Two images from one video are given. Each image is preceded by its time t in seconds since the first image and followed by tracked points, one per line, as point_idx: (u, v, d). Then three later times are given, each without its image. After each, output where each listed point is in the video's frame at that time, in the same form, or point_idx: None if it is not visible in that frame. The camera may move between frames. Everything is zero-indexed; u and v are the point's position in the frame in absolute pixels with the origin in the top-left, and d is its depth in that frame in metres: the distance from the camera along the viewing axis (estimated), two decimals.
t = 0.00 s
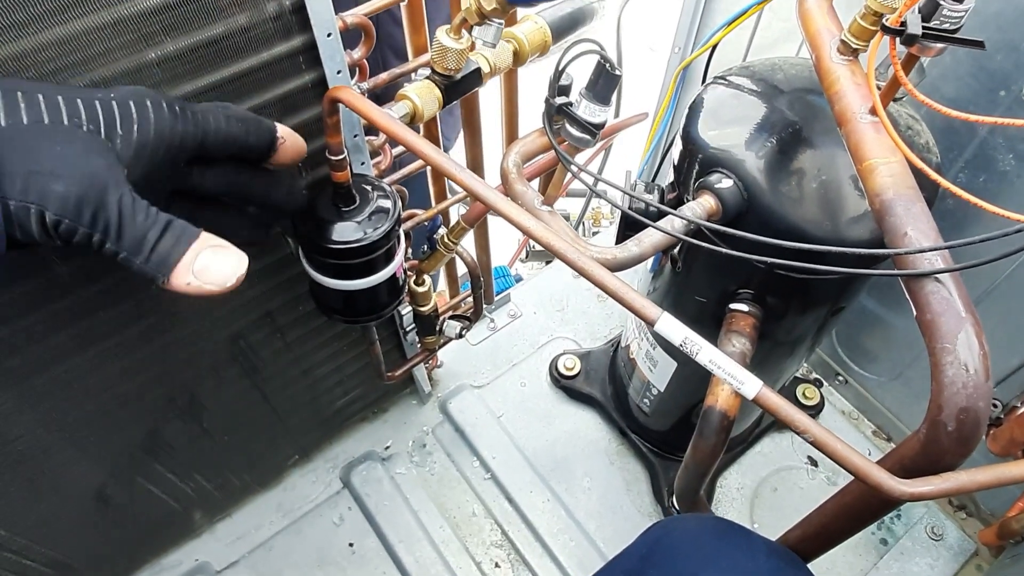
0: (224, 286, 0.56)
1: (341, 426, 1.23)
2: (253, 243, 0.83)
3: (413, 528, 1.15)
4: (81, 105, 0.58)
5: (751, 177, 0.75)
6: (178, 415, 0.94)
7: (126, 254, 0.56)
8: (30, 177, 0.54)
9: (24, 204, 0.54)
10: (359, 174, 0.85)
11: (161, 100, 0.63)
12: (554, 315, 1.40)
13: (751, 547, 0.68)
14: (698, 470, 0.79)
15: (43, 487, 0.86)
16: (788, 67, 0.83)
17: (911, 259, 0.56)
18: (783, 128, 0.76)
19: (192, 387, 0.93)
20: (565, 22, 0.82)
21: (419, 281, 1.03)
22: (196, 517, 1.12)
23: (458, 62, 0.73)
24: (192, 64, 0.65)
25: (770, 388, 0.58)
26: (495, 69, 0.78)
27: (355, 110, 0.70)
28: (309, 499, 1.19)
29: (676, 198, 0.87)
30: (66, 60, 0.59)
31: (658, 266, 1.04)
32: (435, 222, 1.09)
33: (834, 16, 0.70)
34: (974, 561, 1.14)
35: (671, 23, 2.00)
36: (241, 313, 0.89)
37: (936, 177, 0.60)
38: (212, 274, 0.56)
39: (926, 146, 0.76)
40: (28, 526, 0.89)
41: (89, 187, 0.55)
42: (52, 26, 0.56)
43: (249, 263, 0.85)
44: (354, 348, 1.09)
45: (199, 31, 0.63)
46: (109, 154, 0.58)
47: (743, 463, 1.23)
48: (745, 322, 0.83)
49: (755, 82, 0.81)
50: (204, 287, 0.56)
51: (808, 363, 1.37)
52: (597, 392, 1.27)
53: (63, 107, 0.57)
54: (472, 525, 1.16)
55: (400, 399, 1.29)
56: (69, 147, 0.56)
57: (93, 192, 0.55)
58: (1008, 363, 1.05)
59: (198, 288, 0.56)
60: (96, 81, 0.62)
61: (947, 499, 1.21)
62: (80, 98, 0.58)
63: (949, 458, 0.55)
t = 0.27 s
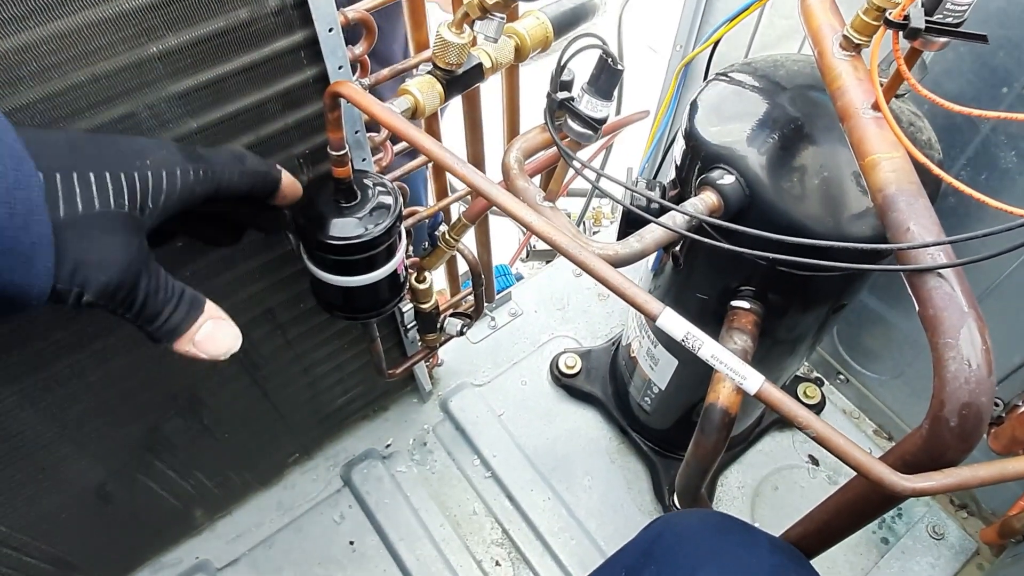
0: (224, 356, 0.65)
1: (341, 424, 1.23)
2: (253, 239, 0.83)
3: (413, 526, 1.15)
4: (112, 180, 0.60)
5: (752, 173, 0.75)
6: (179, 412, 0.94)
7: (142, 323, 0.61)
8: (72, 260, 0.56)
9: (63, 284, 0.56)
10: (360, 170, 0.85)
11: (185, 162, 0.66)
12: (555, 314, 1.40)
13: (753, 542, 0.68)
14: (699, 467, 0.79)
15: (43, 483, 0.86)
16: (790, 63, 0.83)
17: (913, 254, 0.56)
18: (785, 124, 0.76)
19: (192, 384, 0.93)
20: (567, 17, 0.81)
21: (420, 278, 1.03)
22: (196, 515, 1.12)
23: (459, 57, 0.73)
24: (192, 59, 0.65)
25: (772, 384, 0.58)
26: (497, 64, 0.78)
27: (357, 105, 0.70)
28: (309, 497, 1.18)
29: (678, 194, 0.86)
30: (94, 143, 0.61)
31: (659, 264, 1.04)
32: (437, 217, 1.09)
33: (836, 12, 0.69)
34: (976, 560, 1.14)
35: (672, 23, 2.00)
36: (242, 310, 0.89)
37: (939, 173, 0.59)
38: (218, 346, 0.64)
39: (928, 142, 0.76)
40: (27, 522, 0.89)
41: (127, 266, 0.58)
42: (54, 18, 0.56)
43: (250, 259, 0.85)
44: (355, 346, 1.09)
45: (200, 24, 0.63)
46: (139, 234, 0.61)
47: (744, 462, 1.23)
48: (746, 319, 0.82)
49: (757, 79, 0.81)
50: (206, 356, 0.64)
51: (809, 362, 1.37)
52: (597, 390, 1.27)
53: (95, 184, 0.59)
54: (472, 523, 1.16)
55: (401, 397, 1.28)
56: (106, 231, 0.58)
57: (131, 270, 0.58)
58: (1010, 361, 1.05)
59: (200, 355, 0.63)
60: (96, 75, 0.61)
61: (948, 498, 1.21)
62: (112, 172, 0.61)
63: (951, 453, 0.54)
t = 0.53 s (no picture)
0: (242, 388, 0.66)
1: (342, 424, 1.23)
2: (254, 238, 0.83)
3: (413, 525, 1.15)
4: (150, 221, 0.63)
5: (753, 173, 0.75)
6: (180, 412, 0.94)
7: (164, 356, 0.63)
8: (105, 295, 0.58)
9: (92, 317, 0.58)
10: (361, 169, 0.85)
11: (217, 210, 0.69)
12: (556, 313, 1.40)
13: (755, 543, 0.68)
14: (700, 467, 0.79)
15: (44, 482, 0.86)
16: (791, 64, 0.83)
17: (914, 253, 0.56)
18: (786, 124, 0.76)
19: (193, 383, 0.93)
20: (569, 17, 0.82)
21: (422, 278, 1.04)
22: (197, 514, 1.12)
23: (461, 56, 0.73)
24: (193, 58, 0.65)
25: (773, 383, 0.58)
26: (498, 64, 0.78)
27: (358, 105, 0.70)
28: (309, 497, 1.19)
29: (679, 194, 0.86)
30: (132, 185, 0.64)
31: (660, 265, 1.04)
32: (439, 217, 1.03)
33: (837, 13, 0.70)
34: (976, 561, 1.14)
35: (673, 23, 2.00)
36: (243, 309, 0.89)
37: (940, 173, 0.59)
38: (236, 380, 0.65)
39: (929, 143, 0.76)
40: (28, 521, 0.89)
41: (155, 303, 0.60)
42: (57, 17, 0.56)
43: (251, 259, 0.85)
44: (356, 345, 1.09)
45: (202, 23, 0.64)
46: (166, 273, 0.63)
47: (745, 462, 1.23)
48: (747, 319, 0.82)
49: (758, 79, 0.81)
50: (225, 387, 0.65)
51: (810, 362, 1.37)
52: (598, 390, 1.27)
53: (132, 223, 0.61)
54: (473, 522, 1.16)
55: (401, 396, 1.28)
56: (138, 269, 0.60)
57: (160, 309, 0.61)
58: (1010, 362, 1.05)
59: (218, 387, 0.65)
60: (98, 74, 0.61)
61: (949, 498, 1.21)
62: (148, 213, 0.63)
63: (952, 453, 0.54)
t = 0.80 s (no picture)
0: (243, 390, 0.67)
1: (342, 422, 1.23)
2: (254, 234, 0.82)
3: (413, 524, 1.14)
4: (165, 216, 0.63)
5: (755, 169, 0.75)
6: (179, 409, 0.94)
7: (168, 353, 0.63)
8: (115, 291, 0.58)
9: (102, 312, 0.57)
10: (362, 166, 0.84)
11: (234, 208, 0.69)
12: (556, 312, 1.40)
13: (762, 543, 0.68)
14: (701, 465, 0.79)
15: (43, 479, 0.86)
16: (793, 60, 0.83)
17: (917, 249, 0.56)
18: (788, 120, 0.75)
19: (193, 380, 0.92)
20: (570, 13, 0.82)
21: (423, 275, 1.03)
22: (196, 512, 1.11)
23: (462, 51, 0.73)
24: (194, 53, 0.65)
25: (775, 379, 0.57)
26: (499, 60, 0.78)
27: (359, 100, 0.70)
28: (309, 495, 1.18)
29: (681, 191, 0.86)
30: (147, 182, 0.64)
31: (661, 263, 1.04)
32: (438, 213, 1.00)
33: (839, 9, 0.69)
34: (977, 560, 1.14)
35: (674, 22, 2.00)
36: (243, 306, 0.89)
37: (943, 168, 0.59)
38: (239, 381, 0.66)
39: (932, 139, 0.76)
40: (27, 518, 0.89)
41: (164, 300, 0.60)
42: (56, 11, 0.56)
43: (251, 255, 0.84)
44: (356, 343, 1.09)
45: (202, 18, 0.63)
46: (177, 269, 0.63)
47: (745, 461, 1.22)
48: (748, 316, 0.82)
49: (760, 75, 0.81)
50: (226, 388, 0.66)
51: (810, 361, 1.37)
52: (598, 389, 1.27)
53: (147, 219, 0.61)
54: (473, 521, 1.16)
55: (401, 395, 1.28)
56: (150, 265, 0.60)
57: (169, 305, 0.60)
58: (1012, 361, 1.05)
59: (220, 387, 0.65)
60: (98, 69, 0.61)
61: (950, 498, 1.20)
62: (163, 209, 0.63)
63: (955, 449, 0.54)
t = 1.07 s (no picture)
0: (249, 386, 0.69)
1: (341, 422, 1.23)
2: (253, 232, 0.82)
3: (413, 523, 1.14)
4: (178, 226, 0.63)
5: (756, 167, 0.74)
6: (178, 408, 0.94)
7: (174, 355, 0.64)
8: (121, 296, 0.57)
9: (107, 316, 0.57)
10: (361, 163, 0.84)
11: (244, 221, 0.69)
12: (556, 311, 1.40)
13: (768, 547, 0.67)
14: (701, 466, 0.78)
15: (41, 478, 0.86)
16: (794, 58, 0.82)
17: (920, 247, 0.56)
18: (789, 118, 0.75)
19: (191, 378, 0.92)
20: (569, 11, 0.81)
21: (421, 274, 1.03)
22: (195, 511, 1.11)
23: (462, 48, 0.72)
24: (191, 49, 0.65)
25: (776, 378, 0.57)
26: (499, 57, 0.77)
27: (358, 97, 0.70)
28: (308, 495, 1.18)
29: (681, 190, 0.86)
30: (157, 188, 0.64)
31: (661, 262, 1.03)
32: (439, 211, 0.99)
33: (841, 6, 0.69)
34: (979, 561, 1.13)
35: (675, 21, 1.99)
36: (241, 304, 0.89)
37: (946, 165, 0.59)
38: (244, 378, 0.68)
39: (934, 137, 0.75)
40: (25, 517, 0.88)
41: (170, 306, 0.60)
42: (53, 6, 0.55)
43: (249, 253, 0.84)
44: (355, 342, 1.08)
45: (201, 14, 0.63)
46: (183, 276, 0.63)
47: (746, 461, 1.22)
48: (749, 315, 0.81)
49: (761, 73, 0.80)
50: (233, 384, 0.68)
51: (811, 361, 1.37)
52: (598, 389, 1.26)
53: (161, 226, 0.61)
54: (472, 521, 1.16)
55: (401, 394, 1.28)
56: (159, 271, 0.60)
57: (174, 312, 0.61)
58: (1014, 361, 1.04)
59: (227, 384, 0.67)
60: (95, 65, 0.60)
61: (951, 498, 1.20)
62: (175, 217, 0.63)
63: (958, 449, 0.54)
